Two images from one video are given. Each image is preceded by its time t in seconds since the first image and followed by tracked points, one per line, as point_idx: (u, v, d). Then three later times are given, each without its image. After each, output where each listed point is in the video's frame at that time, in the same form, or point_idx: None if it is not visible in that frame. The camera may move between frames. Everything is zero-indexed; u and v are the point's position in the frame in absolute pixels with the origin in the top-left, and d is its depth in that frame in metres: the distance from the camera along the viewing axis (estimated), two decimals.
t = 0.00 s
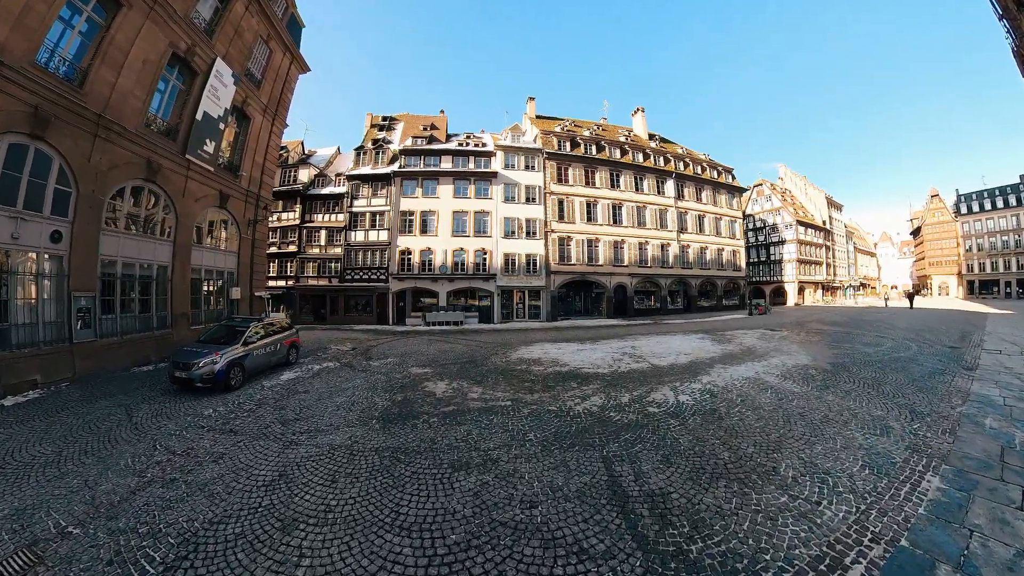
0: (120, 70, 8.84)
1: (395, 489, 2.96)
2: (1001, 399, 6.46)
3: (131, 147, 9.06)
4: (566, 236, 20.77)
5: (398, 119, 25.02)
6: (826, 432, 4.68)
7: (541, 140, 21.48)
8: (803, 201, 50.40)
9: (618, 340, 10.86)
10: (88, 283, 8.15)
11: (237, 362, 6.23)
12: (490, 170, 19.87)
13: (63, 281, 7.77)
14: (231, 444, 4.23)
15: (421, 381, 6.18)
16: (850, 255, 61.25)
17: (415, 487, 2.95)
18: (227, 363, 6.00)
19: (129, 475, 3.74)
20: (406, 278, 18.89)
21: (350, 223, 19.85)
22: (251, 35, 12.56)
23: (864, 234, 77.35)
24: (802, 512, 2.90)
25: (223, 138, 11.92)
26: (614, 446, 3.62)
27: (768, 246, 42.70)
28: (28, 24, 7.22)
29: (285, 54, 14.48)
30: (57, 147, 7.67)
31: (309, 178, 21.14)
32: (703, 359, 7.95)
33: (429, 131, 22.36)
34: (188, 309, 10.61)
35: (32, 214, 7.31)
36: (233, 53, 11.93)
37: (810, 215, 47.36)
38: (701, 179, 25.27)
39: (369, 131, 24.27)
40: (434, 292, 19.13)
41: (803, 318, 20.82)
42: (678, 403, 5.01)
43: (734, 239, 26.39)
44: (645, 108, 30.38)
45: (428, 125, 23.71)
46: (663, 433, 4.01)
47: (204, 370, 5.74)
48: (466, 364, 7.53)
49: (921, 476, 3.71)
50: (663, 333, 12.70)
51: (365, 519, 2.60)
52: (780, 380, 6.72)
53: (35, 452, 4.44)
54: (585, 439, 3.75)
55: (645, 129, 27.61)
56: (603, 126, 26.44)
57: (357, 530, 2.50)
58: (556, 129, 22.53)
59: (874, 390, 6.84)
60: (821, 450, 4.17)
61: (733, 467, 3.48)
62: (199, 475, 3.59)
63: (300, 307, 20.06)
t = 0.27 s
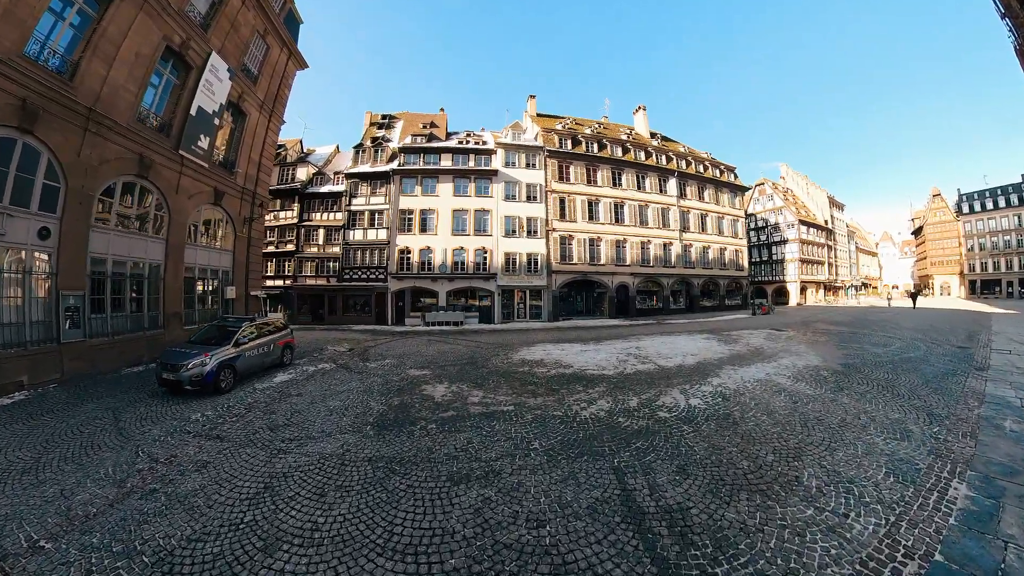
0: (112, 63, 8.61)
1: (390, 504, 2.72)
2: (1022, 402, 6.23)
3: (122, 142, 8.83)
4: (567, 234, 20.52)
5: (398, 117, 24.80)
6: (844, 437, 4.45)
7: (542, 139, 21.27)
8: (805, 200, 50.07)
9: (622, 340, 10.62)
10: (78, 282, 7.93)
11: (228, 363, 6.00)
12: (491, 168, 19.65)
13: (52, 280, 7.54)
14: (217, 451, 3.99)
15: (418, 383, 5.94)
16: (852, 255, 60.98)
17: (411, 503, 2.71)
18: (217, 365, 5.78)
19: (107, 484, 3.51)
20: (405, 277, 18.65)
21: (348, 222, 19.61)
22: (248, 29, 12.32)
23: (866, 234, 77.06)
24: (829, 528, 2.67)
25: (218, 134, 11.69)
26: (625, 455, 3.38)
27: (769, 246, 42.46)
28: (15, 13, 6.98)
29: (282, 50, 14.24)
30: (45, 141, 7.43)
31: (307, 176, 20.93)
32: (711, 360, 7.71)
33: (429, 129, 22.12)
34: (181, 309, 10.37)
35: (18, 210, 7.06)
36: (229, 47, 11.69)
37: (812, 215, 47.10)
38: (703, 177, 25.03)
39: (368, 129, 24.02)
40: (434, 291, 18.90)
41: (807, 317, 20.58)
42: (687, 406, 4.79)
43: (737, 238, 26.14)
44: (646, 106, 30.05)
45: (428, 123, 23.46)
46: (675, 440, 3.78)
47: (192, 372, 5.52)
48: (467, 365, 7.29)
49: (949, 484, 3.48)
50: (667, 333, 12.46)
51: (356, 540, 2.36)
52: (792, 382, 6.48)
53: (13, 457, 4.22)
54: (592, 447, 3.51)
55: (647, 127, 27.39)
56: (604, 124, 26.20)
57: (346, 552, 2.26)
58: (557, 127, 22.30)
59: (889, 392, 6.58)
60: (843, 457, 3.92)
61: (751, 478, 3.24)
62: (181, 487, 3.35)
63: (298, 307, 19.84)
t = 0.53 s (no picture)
0: (101, 58, 8.36)
1: (381, 530, 2.46)
2: None
3: (112, 140, 8.59)
4: (568, 234, 20.27)
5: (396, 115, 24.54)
6: (864, 447, 4.19)
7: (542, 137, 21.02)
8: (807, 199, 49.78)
9: (625, 342, 10.37)
10: (66, 284, 7.69)
11: (218, 368, 5.77)
12: (491, 166, 19.40)
13: (38, 281, 7.30)
14: (201, 466, 3.74)
15: (414, 390, 5.69)
16: (854, 255, 60.69)
17: (404, 529, 2.45)
18: (206, 370, 5.55)
19: (79, 502, 3.26)
20: (404, 278, 18.40)
21: (346, 221, 19.36)
22: (242, 24, 12.05)
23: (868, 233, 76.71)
24: (860, 554, 2.43)
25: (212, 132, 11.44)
26: (637, 473, 3.12)
27: (771, 245, 42.21)
28: None
29: (278, 46, 13.97)
30: (30, 138, 7.18)
31: (304, 175, 20.68)
32: (719, 363, 7.46)
33: (428, 127, 21.85)
34: (173, 311, 10.13)
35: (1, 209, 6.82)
36: (222, 42, 11.43)
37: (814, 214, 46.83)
38: (705, 176, 24.76)
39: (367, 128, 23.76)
40: (433, 292, 18.66)
41: (812, 318, 20.30)
42: (698, 415, 4.55)
43: (739, 238, 25.88)
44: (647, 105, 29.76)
45: (427, 121, 23.21)
46: (690, 454, 3.53)
47: (180, 378, 5.30)
48: (466, 370, 7.03)
49: (979, 497, 3.24)
50: (671, 334, 12.20)
51: (341, 574, 2.11)
52: (805, 387, 6.21)
53: None
54: (599, 463, 3.26)
55: (648, 125, 27.12)
56: (606, 123, 25.93)
57: None
58: (558, 125, 22.06)
59: (905, 397, 6.33)
60: (867, 470, 3.67)
61: (772, 496, 2.99)
62: (157, 506, 3.11)
63: (296, 308, 19.58)
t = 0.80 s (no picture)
0: (90, 50, 8.11)
1: (368, 556, 2.20)
2: None
3: (101, 134, 8.34)
4: (570, 232, 20.00)
5: (395, 113, 24.28)
6: (889, 454, 3.93)
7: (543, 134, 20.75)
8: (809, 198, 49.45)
9: (630, 343, 10.10)
10: (51, 282, 7.44)
11: (204, 370, 5.51)
12: (491, 164, 19.15)
13: (23, 280, 7.05)
14: (179, 477, 3.48)
15: (411, 394, 5.43)
16: (857, 254, 60.29)
17: (394, 556, 2.18)
18: (192, 371, 5.29)
19: (43, 515, 3.00)
20: (403, 277, 18.14)
21: (344, 220, 19.11)
22: (237, 18, 11.79)
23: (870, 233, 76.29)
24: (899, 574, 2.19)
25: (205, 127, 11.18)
26: (652, 488, 2.84)
27: (774, 245, 41.89)
28: None
29: (274, 41, 13.71)
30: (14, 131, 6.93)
31: (302, 174, 20.43)
32: (728, 365, 7.19)
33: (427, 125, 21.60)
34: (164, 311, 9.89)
35: None
36: (215, 36, 11.16)
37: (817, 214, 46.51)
38: (708, 174, 24.47)
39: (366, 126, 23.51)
40: (433, 292, 18.39)
41: (818, 317, 19.96)
42: (710, 420, 4.28)
43: (743, 236, 25.58)
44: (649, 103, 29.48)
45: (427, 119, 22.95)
46: (706, 465, 3.26)
47: (163, 380, 5.03)
48: (466, 373, 6.75)
49: (1023, 507, 2.98)
50: (676, 335, 11.92)
51: None
52: (821, 390, 5.93)
53: None
54: (608, 475, 3.00)
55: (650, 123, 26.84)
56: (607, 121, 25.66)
57: None
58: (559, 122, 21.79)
59: (925, 400, 6.04)
60: (896, 479, 3.40)
61: (798, 510, 2.73)
62: (126, 521, 2.84)
63: (294, 308, 19.32)
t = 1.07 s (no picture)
0: (77, 43, 7.86)
1: None
2: None
3: (89, 129, 8.09)
4: (571, 231, 19.74)
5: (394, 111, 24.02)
6: (914, 464, 3.66)
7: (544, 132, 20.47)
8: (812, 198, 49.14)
9: (633, 344, 9.81)
10: (36, 281, 7.19)
11: (190, 373, 5.26)
12: (491, 162, 18.88)
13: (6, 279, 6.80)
14: (152, 491, 3.21)
15: (405, 400, 5.16)
16: (859, 255, 59.97)
17: None
18: (176, 375, 5.04)
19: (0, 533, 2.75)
20: (402, 276, 17.89)
21: (342, 218, 18.85)
22: (231, 11, 11.52)
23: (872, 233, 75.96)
24: None
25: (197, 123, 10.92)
26: (669, 510, 2.58)
27: (776, 245, 41.59)
28: None
29: (270, 36, 13.45)
30: None
31: (299, 172, 20.17)
32: (737, 368, 6.91)
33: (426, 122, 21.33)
34: (154, 311, 9.64)
35: None
36: (208, 29, 10.89)
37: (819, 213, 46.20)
38: (711, 172, 24.18)
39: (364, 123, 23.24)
40: (432, 291, 18.14)
41: (823, 318, 19.67)
42: (724, 430, 4.02)
43: (745, 236, 25.30)
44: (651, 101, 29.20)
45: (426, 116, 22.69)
46: (725, 482, 3.00)
47: (145, 384, 4.79)
48: (464, 377, 6.48)
49: None
50: (680, 336, 11.63)
51: None
52: (836, 395, 5.66)
53: None
54: (618, 495, 2.73)
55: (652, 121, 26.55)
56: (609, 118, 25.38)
57: None
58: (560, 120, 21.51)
59: (945, 405, 5.76)
60: (928, 494, 3.13)
61: (827, 533, 2.47)
62: (87, 541, 2.58)
63: (291, 308, 19.06)
